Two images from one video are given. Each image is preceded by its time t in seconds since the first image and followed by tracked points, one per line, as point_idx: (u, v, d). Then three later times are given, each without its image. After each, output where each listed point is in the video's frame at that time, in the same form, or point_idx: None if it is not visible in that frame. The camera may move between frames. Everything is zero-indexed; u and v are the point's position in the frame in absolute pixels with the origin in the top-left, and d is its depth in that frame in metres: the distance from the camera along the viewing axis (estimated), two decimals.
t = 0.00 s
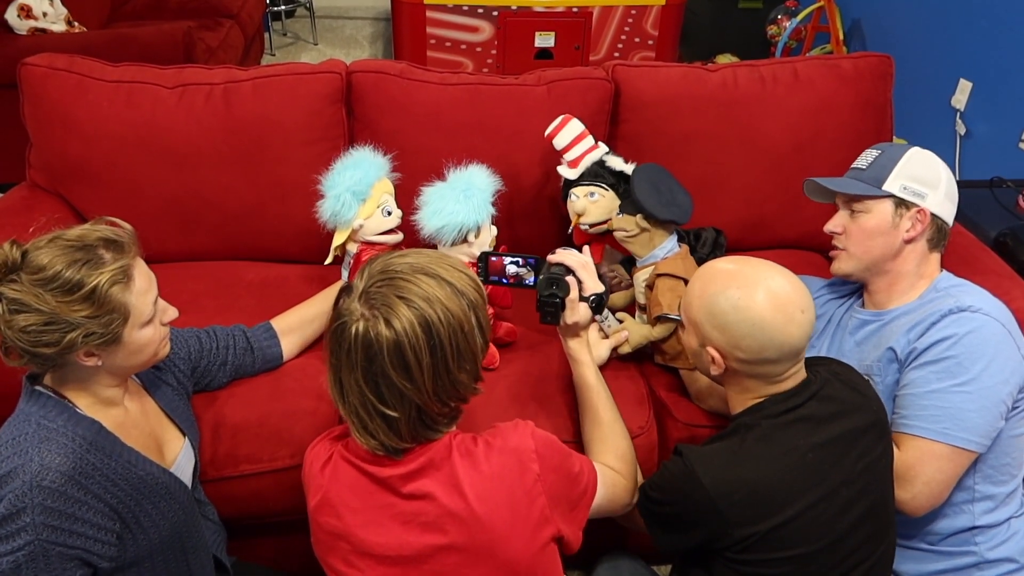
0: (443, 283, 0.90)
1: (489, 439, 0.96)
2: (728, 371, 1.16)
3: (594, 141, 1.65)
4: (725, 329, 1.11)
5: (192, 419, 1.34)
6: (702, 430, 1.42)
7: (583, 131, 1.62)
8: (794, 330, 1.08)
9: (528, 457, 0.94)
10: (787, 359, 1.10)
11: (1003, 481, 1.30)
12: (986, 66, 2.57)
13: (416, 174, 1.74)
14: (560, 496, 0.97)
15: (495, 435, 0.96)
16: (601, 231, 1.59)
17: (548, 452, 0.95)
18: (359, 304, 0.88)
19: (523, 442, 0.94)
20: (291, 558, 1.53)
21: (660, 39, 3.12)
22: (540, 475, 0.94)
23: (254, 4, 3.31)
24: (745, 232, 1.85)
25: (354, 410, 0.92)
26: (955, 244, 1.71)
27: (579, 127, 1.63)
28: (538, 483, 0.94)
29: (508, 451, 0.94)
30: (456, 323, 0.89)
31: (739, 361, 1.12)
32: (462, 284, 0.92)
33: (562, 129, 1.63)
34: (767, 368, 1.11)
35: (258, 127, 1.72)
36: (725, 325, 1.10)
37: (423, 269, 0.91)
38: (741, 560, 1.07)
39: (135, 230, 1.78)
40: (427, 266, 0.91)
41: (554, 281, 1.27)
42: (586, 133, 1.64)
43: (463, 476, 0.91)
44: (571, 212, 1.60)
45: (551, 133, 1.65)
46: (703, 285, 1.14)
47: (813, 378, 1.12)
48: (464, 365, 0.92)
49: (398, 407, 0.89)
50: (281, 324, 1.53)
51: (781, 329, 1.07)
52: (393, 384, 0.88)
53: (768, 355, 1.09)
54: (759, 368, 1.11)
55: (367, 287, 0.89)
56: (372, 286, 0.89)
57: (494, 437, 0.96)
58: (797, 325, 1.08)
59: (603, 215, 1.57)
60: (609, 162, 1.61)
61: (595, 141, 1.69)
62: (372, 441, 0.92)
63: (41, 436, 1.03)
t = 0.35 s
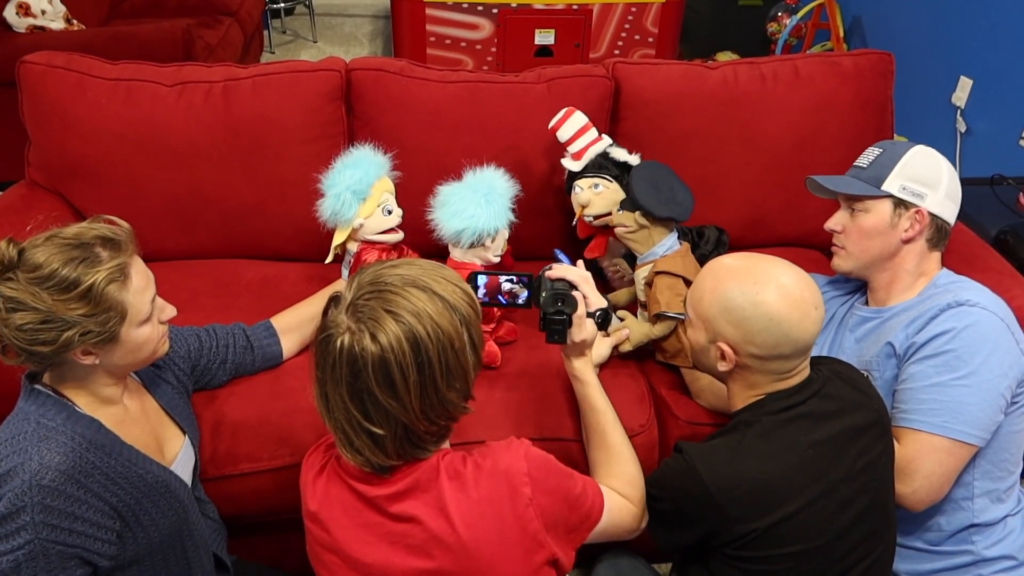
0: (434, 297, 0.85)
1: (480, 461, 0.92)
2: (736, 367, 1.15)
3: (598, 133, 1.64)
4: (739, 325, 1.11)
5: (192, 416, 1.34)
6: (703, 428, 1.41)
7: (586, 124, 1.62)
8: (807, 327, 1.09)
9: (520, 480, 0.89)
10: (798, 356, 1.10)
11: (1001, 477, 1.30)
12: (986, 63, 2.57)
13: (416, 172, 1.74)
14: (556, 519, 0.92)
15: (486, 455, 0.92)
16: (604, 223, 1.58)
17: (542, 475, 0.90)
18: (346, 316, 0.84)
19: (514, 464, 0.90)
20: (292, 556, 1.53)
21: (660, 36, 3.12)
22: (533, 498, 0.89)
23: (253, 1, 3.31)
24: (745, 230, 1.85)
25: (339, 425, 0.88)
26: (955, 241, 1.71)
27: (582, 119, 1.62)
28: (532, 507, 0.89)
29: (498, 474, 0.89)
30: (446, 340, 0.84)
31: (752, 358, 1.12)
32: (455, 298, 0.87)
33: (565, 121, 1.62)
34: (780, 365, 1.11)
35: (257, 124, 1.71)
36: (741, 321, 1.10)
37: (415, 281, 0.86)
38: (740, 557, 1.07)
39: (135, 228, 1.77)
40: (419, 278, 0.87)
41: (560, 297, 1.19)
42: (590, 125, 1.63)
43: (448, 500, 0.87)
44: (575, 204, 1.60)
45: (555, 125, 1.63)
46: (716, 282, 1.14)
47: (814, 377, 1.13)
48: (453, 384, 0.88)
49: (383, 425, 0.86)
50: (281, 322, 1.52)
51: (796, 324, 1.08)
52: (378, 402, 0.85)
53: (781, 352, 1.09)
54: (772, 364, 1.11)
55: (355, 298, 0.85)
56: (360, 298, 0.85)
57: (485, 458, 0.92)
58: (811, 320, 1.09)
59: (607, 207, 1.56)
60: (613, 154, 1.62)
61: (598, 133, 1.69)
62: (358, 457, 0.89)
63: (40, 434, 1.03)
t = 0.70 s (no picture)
0: (432, 304, 0.84)
1: (477, 473, 0.89)
2: (740, 362, 1.15)
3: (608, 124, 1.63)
4: (744, 319, 1.10)
5: (193, 413, 1.34)
6: (704, 424, 1.41)
7: (598, 112, 1.61)
8: (811, 320, 1.08)
9: (517, 495, 0.86)
10: (803, 349, 1.10)
11: (1005, 475, 1.30)
12: (989, 58, 2.56)
13: (416, 168, 1.74)
14: (555, 535, 0.89)
15: (482, 467, 0.90)
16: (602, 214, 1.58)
17: (540, 488, 0.88)
18: (342, 321, 0.83)
19: (511, 477, 0.87)
20: (293, 552, 1.53)
21: (662, 31, 3.11)
22: (531, 513, 0.87)
23: None
24: (747, 227, 1.84)
25: (333, 432, 0.87)
26: (958, 237, 1.70)
27: (594, 107, 1.61)
28: (530, 522, 0.86)
29: (494, 488, 0.87)
30: (442, 349, 0.83)
31: (756, 352, 1.11)
32: (453, 305, 0.86)
33: (577, 107, 1.61)
34: (784, 359, 1.10)
35: (258, 121, 1.71)
36: (746, 315, 1.10)
37: (413, 287, 0.85)
38: (741, 552, 1.07)
39: (136, 225, 1.77)
40: (418, 284, 0.86)
41: (565, 309, 1.12)
42: (602, 114, 1.62)
43: (443, 512, 0.86)
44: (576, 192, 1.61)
45: (566, 111, 1.63)
46: (719, 277, 1.14)
47: (817, 372, 1.12)
48: (449, 394, 0.86)
49: (378, 433, 0.85)
50: (282, 318, 1.52)
51: (799, 317, 1.08)
52: (372, 410, 0.83)
53: (786, 345, 1.09)
54: (776, 358, 1.11)
55: (352, 303, 0.84)
56: (357, 303, 0.84)
57: (481, 470, 0.89)
58: (814, 314, 1.09)
59: (605, 199, 1.57)
60: (616, 147, 1.59)
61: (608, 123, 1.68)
62: (352, 464, 0.88)
63: (42, 430, 1.03)
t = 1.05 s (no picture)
0: (432, 303, 0.84)
1: (475, 471, 0.89)
2: (739, 355, 1.15)
3: (605, 120, 1.64)
4: (743, 312, 1.10)
5: (192, 410, 1.34)
6: (702, 421, 1.42)
7: (595, 110, 1.61)
8: (809, 312, 1.09)
9: (516, 493, 0.87)
10: (801, 341, 1.10)
11: (1003, 472, 1.30)
12: (988, 55, 2.56)
13: (415, 165, 1.74)
14: (553, 533, 0.89)
15: (481, 465, 0.90)
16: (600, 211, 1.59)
17: (539, 487, 0.88)
18: (341, 318, 0.83)
19: (510, 476, 0.88)
20: (292, 549, 1.54)
21: (661, 29, 3.12)
22: (530, 512, 0.87)
23: None
24: (746, 224, 1.85)
25: (332, 429, 0.87)
26: (956, 234, 1.70)
27: (592, 103, 1.61)
28: (528, 521, 0.87)
29: (493, 486, 0.87)
30: (441, 347, 0.83)
31: (755, 344, 1.12)
32: (453, 303, 0.86)
33: (576, 104, 1.61)
34: (784, 351, 1.11)
35: (257, 118, 1.71)
36: (744, 307, 1.10)
37: (412, 285, 0.85)
38: (737, 546, 1.08)
39: (135, 222, 1.77)
40: (417, 282, 0.86)
41: (565, 308, 1.13)
42: (599, 110, 1.62)
43: (441, 511, 0.86)
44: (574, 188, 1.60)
45: (564, 108, 1.63)
46: (718, 271, 1.14)
47: (814, 368, 1.13)
48: (448, 392, 0.87)
49: (376, 430, 0.85)
50: (281, 315, 1.52)
51: (798, 309, 1.08)
52: (371, 408, 0.84)
53: (785, 338, 1.09)
54: (775, 351, 1.11)
55: (351, 301, 0.84)
56: (356, 301, 0.84)
57: (480, 468, 0.90)
58: (813, 307, 1.09)
59: (603, 195, 1.56)
60: (614, 143, 1.59)
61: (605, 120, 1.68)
62: (351, 462, 0.88)
63: (42, 428, 1.03)
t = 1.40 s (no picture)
0: (432, 300, 0.85)
1: (474, 469, 0.89)
2: (739, 354, 1.15)
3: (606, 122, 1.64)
4: (743, 310, 1.11)
5: (192, 410, 1.34)
6: (702, 420, 1.42)
7: (597, 111, 1.62)
8: (808, 309, 1.09)
9: (515, 491, 0.87)
10: (800, 339, 1.11)
11: (1001, 470, 1.30)
12: (986, 56, 2.56)
13: (414, 165, 1.74)
14: (553, 530, 0.90)
15: (480, 463, 0.90)
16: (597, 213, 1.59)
17: (538, 485, 0.88)
18: (342, 315, 0.83)
19: (510, 474, 0.88)
20: (292, 549, 1.54)
21: (660, 30, 3.12)
22: (529, 509, 0.87)
23: None
24: (745, 224, 1.85)
25: (332, 426, 0.87)
26: (955, 234, 1.71)
27: (594, 105, 1.62)
28: (528, 518, 0.87)
29: (492, 484, 0.87)
30: (442, 344, 0.83)
31: (755, 342, 1.12)
32: (454, 301, 0.86)
33: (577, 104, 1.62)
34: (783, 349, 1.11)
35: (256, 118, 1.71)
36: (744, 305, 1.10)
37: (413, 283, 0.85)
38: (737, 544, 1.08)
39: (135, 222, 1.77)
40: (418, 280, 0.86)
41: (565, 306, 1.13)
42: (600, 112, 1.63)
43: (441, 509, 0.86)
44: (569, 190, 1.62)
45: (566, 107, 1.63)
46: (716, 270, 1.14)
47: (812, 367, 1.13)
48: (449, 389, 0.87)
49: (377, 427, 0.85)
50: (281, 315, 1.53)
51: (797, 307, 1.08)
52: (371, 404, 0.84)
53: (784, 335, 1.09)
54: (775, 348, 1.11)
55: (352, 298, 0.85)
56: (357, 298, 0.84)
57: (479, 466, 0.90)
58: (811, 304, 1.09)
59: (596, 199, 1.58)
60: (609, 147, 1.59)
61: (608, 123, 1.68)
62: (351, 459, 0.88)
63: (41, 428, 1.03)
